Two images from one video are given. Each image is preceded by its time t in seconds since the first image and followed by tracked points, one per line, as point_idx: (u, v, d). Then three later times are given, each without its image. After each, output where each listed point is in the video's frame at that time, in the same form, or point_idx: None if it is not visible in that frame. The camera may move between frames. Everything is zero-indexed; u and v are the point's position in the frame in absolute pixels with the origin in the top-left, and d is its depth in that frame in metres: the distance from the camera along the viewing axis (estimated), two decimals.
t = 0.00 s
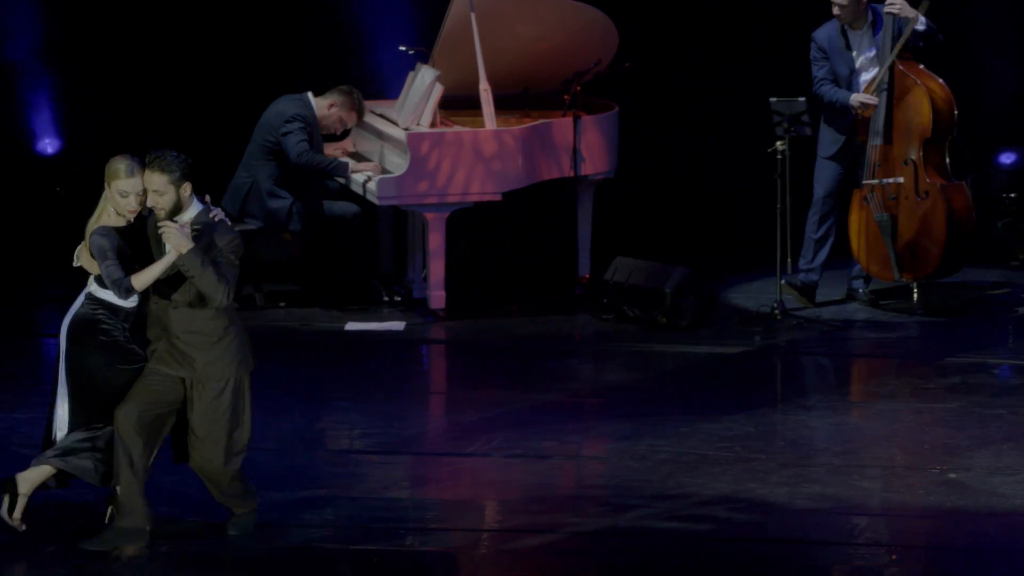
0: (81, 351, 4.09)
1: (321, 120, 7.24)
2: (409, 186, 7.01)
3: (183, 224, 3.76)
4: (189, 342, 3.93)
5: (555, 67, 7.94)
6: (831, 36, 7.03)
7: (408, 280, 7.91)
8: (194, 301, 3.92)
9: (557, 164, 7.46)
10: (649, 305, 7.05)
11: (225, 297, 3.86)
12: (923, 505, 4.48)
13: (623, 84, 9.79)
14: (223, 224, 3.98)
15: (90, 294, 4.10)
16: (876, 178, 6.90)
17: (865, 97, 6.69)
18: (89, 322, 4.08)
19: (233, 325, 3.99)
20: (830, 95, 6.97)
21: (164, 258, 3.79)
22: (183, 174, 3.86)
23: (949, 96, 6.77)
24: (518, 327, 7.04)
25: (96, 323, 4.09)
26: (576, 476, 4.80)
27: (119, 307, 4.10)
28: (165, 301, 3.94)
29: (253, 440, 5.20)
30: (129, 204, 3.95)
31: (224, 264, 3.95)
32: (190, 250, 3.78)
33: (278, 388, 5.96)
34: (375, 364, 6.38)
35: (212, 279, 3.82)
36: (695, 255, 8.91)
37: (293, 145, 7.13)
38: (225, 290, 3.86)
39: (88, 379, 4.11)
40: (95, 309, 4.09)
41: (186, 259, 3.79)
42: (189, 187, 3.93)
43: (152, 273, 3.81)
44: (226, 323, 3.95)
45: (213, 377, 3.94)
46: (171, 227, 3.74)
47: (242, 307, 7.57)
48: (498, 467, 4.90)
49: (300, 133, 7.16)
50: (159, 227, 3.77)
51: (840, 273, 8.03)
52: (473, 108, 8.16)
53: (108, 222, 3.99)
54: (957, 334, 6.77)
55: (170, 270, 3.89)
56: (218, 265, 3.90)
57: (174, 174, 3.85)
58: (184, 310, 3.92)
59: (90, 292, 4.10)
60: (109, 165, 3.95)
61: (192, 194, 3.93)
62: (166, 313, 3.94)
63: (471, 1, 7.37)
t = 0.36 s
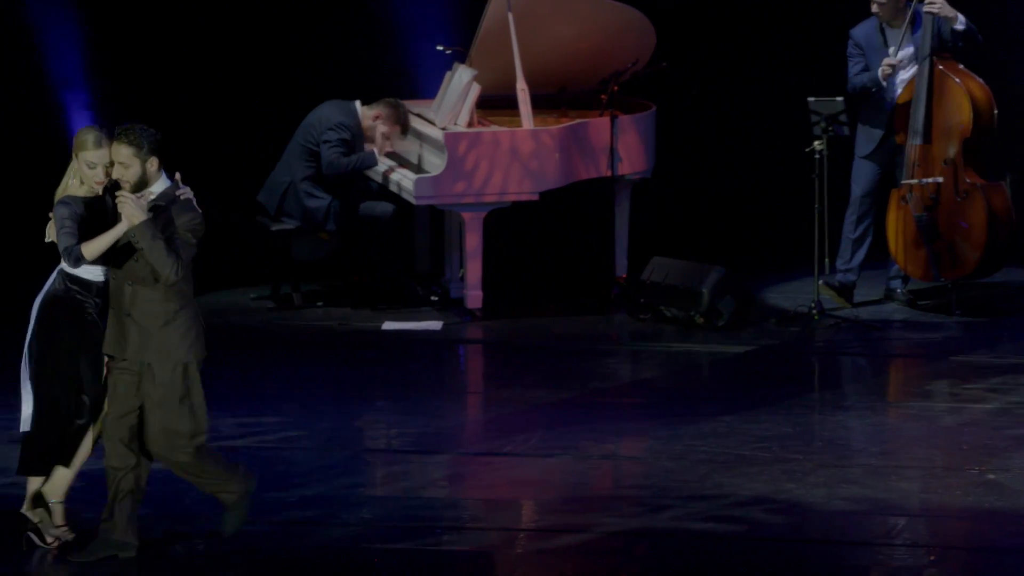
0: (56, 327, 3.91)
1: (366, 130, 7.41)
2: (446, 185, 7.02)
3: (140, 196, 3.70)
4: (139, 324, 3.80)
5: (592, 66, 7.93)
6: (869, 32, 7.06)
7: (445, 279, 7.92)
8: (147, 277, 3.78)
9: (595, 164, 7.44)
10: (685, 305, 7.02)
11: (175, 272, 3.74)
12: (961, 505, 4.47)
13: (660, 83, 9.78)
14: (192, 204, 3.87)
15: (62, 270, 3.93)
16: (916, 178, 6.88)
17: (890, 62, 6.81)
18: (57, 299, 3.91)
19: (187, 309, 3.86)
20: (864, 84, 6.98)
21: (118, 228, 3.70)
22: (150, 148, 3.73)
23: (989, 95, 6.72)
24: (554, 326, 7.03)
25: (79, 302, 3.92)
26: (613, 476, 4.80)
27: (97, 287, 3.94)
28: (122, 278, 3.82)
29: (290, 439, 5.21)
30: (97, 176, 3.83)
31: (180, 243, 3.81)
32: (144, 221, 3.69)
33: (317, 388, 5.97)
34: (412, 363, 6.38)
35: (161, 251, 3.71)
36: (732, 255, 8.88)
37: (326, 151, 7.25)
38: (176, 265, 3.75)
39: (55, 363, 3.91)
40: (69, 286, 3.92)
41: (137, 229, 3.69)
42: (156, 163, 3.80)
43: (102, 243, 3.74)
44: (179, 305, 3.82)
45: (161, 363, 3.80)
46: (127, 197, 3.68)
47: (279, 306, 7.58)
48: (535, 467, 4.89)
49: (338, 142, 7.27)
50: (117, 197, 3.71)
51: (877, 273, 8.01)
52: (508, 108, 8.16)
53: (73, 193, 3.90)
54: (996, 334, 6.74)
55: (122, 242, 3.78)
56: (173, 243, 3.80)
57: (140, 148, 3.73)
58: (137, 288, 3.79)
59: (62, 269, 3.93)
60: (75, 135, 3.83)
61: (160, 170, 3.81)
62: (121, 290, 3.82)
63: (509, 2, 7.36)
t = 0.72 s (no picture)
0: (65, 328, 3.82)
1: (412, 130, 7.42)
2: (491, 185, 7.04)
3: (143, 186, 3.65)
4: (141, 313, 3.74)
5: (639, 67, 7.93)
6: (917, 28, 7.05)
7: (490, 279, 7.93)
8: (152, 269, 3.73)
9: (639, 163, 7.42)
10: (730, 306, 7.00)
11: (178, 264, 3.68)
12: (1009, 506, 4.45)
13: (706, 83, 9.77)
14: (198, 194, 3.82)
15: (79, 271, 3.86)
16: (964, 178, 6.82)
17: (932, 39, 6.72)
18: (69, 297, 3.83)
19: (191, 300, 3.80)
20: (906, 73, 6.94)
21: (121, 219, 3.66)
22: (153, 137, 3.68)
23: None
24: (600, 326, 7.03)
25: (92, 301, 3.83)
26: (658, 476, 4.79)
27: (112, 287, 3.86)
28: (127, 267, 3.77)
29: (338, 438, 5.23)
30: (103, 168, 3.83)
31: (184, 235, 3.76)
32: (145, 213, 3.64)
33: (361, 387, 5.98)
34: (459, 363, 6.39)
35: (162, 244, 3.64)
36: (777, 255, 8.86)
37: (356, 160, 7.32)
38: (179, 258, 3.68)
39: (65, 359, 3.84)
40: (83, 285, 3.84)
41: (139, 221, 3.64)
42: (161, 152, 3.76)
43: (104, 236, 3.70)
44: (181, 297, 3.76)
45: (159, 355, 3.74)
46: (130, 188, 3.63)
47: (325, 305, 7.61)
48: (582, 467, 4.89)
49: (372, 149, 7.31)
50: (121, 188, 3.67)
51: (924, 273, 7.98)
52: (556, 106, 8.18)
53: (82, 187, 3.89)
54: None
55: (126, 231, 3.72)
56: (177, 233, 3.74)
57: (143, 137, 3.68)
58: (142, 279, 3.74)
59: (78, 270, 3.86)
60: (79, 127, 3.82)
61: (165, 160, 3.77)
62: (127, 280, 3.76)
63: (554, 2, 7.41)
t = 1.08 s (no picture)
0: (91, 331, 3.82)
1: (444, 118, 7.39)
2: (527, 185, 7.04)
3: (166, 185, 3.65)
4: (169, 314, 3.75)
5: (676, 66, 7.92)
6: (957, 26, 7.03)
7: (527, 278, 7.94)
8: (178, 269, 3.74)
9: (676, 163, 7.41)
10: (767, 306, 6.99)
11: (203, 262, 3.69)
12: None
13: (744, 84, 9.75)
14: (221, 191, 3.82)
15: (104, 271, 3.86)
16: (1002, 177, 6.79)
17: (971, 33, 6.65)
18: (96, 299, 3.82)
19: (217, 298, 3.81)
20: (945, 68, 6.92)
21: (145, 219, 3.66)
22: (174, 135, 3.69)
23: None
24: (637, 326, 7.02)
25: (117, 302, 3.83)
26: (695, 476, 4.78)
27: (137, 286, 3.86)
28: (153, 268, 3.78)
29: (375, 437, 5.23)
30: (125, 166, 3.83)
31: (208, 233, 3.77)
32: (168, 212, 3.64)
33: (398, 386, 5.98)
34: (495, 363, 6.38)
35: (186, 242, 3.65)
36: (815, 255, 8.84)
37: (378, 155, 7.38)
38: (203, 256, 3.69)
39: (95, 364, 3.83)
40: (108, 285, 3.84)
41: (163, 221, 3.64)
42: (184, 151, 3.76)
43: (129, 236, 3.70)
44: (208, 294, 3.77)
45: (189, 356, 3.75)
46: (153, 187, 3.64)
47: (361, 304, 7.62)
48: (619, 466, 4.89)
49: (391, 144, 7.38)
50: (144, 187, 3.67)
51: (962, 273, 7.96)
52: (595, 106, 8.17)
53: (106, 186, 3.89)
54: None
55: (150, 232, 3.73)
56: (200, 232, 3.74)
57: (165, 136, 3.69)
58: (169, 280, 3.75)
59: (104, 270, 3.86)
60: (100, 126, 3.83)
61: (187, 158, 3.77)
62: (154, 281, 3.77)
63: None
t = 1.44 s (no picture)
0: (117, 330, 3.83)
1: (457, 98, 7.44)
2: (557, 183, 7.03)
3: (190, 186, 3.65)
4: (195, 314, 3.75)
5: (705, 66, 7.91)
6: (987, 24, 7.00)
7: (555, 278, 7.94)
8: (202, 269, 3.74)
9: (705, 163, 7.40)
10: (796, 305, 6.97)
11: (226, 262, 3.68)
12: None
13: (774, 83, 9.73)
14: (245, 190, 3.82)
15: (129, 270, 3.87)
16: None
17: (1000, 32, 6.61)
18: (121, 297, 3.83)
19: (243, 298, 3.81)
20: (976, 68, 6.88)
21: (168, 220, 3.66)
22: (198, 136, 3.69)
23: None
24: (665, 326, 7.01)
25: (142, 301, 3.83)
26: (724, 476, 4.78)
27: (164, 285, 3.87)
28: (179, 268, 3.78)
29: (403, 437, 5.23)
30: (148, 166, 3.84)
31: (231, 233, 3.77)
32: (192, 213, 3.64)
33: (425, 386, 5.98)
34: (523, 362, 6.37)
35: (209, 243, 3.65)
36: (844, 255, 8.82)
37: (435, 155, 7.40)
38: (226, 256, 3.69)
39: (122, 363, 3.85)
40: (133, 283, 3.85)
41: (186, 221, 3.64)
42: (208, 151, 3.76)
43: (152, 236, 3.71)
44: (234, 294, 3.77)
45: (214, 356, 3.76)
46: (177, 187, 3.64)
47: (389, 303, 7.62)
48: (646, 466, 4.88)
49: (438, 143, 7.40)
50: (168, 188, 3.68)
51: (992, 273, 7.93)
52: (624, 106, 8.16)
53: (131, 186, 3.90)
54: None
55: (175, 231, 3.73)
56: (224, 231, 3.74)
57: (189, 136, 3.69)
58: (194, 280, 3.75)
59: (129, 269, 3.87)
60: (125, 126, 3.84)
61: (211, 159, 3.77)
62: (180, 281, 3.77)
63: None
